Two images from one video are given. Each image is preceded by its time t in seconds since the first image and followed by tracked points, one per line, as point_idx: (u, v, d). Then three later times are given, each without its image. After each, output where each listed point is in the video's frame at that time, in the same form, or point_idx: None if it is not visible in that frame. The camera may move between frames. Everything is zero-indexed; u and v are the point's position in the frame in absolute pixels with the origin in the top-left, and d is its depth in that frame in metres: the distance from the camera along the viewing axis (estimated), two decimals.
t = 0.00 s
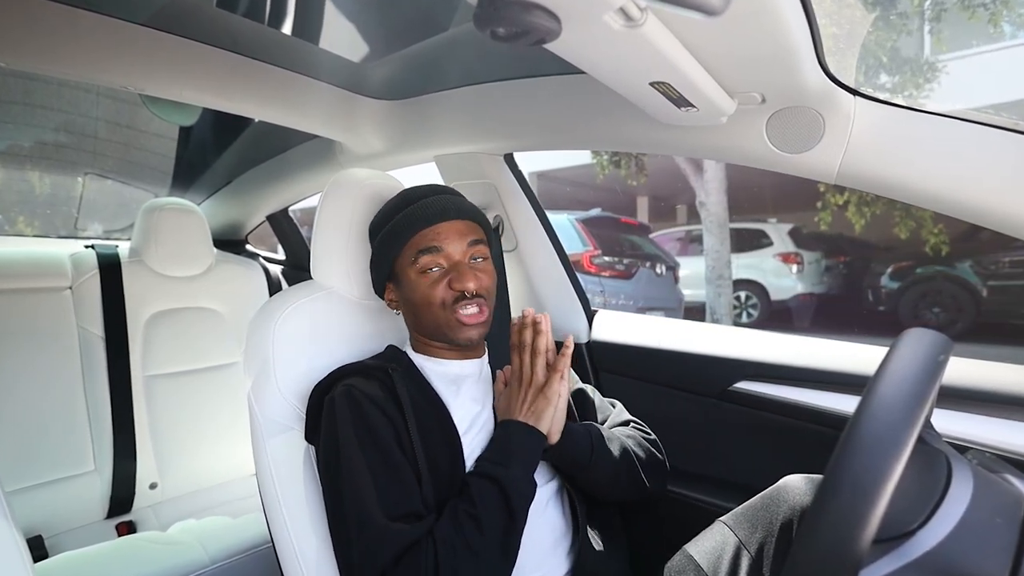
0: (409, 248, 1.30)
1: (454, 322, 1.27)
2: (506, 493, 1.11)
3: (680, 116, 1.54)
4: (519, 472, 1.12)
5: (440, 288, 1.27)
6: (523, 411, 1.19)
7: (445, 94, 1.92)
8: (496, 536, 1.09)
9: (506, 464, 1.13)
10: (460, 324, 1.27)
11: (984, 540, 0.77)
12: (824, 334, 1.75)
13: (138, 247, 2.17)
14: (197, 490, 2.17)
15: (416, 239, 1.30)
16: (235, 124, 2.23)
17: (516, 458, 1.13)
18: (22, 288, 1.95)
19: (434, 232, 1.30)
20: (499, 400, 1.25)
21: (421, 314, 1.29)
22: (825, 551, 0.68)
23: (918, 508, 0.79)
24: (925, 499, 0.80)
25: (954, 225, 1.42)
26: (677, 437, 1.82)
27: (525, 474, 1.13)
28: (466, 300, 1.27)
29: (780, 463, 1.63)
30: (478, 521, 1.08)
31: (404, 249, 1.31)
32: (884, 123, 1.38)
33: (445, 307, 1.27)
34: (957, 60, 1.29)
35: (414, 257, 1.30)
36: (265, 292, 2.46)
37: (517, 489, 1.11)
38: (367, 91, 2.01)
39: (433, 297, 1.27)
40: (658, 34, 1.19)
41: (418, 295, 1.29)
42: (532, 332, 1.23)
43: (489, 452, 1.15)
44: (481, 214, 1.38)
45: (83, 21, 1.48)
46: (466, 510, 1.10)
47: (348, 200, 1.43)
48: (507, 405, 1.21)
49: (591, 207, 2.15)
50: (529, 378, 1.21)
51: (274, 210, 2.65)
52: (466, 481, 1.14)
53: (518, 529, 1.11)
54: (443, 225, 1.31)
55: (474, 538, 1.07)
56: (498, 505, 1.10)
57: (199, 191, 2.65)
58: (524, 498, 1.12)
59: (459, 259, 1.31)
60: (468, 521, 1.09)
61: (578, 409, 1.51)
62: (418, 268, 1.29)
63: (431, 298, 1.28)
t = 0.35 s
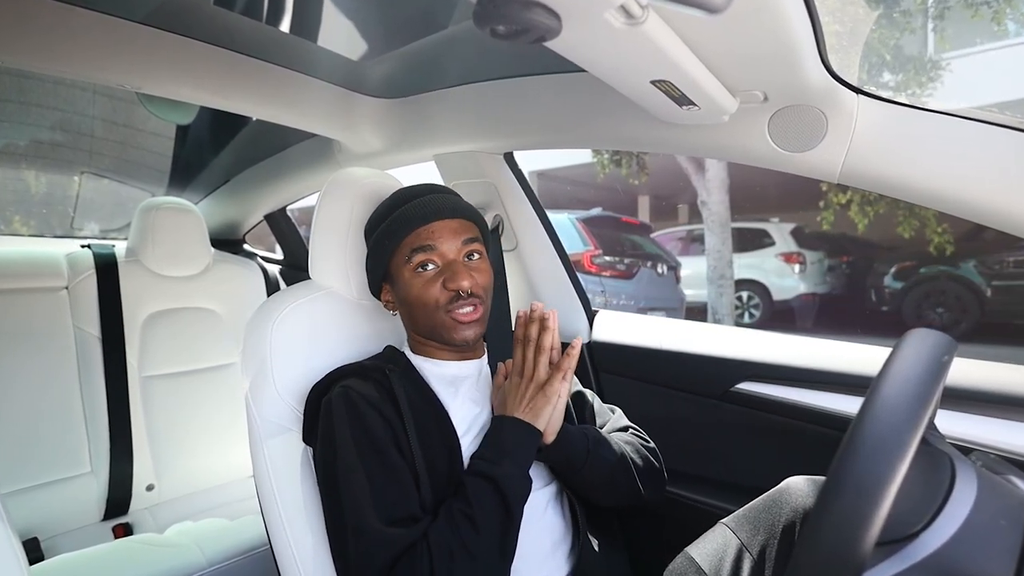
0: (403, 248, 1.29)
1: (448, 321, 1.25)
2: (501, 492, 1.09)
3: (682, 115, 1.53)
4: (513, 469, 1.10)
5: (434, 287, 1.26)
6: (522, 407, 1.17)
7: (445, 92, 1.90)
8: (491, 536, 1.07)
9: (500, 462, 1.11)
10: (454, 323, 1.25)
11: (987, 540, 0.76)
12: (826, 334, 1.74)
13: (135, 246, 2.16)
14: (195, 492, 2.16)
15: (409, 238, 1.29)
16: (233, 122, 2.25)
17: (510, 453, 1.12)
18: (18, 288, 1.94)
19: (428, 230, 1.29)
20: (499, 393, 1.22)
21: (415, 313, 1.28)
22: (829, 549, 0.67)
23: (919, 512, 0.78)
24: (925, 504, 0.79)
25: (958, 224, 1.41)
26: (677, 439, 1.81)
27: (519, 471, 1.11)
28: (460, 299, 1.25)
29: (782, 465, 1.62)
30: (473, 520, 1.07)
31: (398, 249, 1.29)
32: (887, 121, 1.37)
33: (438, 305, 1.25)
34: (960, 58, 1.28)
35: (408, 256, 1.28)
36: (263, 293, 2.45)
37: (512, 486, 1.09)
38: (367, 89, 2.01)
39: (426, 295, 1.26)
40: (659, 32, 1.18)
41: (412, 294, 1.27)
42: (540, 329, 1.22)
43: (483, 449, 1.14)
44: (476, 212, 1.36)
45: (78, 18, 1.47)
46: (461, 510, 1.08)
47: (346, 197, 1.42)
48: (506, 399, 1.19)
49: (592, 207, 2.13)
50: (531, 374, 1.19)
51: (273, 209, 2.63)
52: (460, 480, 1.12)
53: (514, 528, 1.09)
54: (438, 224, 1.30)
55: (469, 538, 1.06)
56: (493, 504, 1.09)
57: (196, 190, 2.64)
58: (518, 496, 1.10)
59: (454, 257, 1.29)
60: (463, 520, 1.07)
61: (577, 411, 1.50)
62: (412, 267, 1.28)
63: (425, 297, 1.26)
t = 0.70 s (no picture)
0: (405, 246, 1.28)
1: (449, 320, 1.25)
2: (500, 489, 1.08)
3: (684, 113, 1.52)
4: (521, 472, 1.08)
5: (436, 286, 1.25)
6: (533, 406, 1.14)
7: (443, 91, 1.88)
8: (496, 535, 1.06)
9: (512, 462, 1.09)
10: (455, 323, 1.25)
11: (989, 544, 0.76)
12: (829, 334, 1.73)
13: (131, 245, 2.14)
14: (192, 494, 2.15)
15: (411, 237, 1.28)
16: (229, 120, 2.28)
17: (521, 454, 1.10)
18: (13, 288, 1.93)
19: (431, 229, 1.28)
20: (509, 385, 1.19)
21: (416, 311, 1.27)
22: (831, 560, 0.67)
23: (924, 512, 0.77)
24: (930, 503, 0.78)
25: (962, 223, 1.40)
26: (678, 440, 1.80)
27: (525, 473, 1.09)
28: (461, 298, 1.25)
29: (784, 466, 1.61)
30: (476, 523, 1.05)
31: (400, 247, 1.28)
32: (890, 120, 1.36)
33: (440, 304, 1.24)
34: (963, 56, 1.27)
35: (410, 255, 1.27)
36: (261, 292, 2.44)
37: (518, 490, 1.07)
38: (364, 87, 1.98)
39: (428, 294, 1.25)
40: (661, 30, 1.16)
41: (414, 293, 1.26)
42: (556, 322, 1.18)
43: (489, 448, 1.12)
44: (478, 212, 1.36)
45: (74, 16, 1.45)
46: (466, 514, 1.06)
47: (344, 197, 1.41)
48: (515, 394, 1.17)
49: (592, 207, 2.13)
50: (544, 370, 1.16)
51: (271, 209, 2.61)
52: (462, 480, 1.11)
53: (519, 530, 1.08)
54: (440, 222, 1.29)
55: (471, 539, 1.04)
56: (499, 507, 1.07)
57: (193, 190, 2.62)
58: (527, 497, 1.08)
59: (455, 256, 1.28)
60: (465, 521, 1.06)
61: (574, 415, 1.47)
62: (413, 265, 1.26)
63: (427, 296, 1.25)
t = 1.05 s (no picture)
0: (412, 241, 1.26)
1: (453, 315, 1.23)
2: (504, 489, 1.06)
3: (684, 111, 1.50)
4: (526, 470, 1.07)
5: (443, 280, 1.23)
6: (535, 406, 1.10)
7: (443, 90, 1.87)
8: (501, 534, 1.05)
9: (513, 461, 1.07)
10: (459, 319, 1.23)
11: (993, 546, 0.74)
12: (831, 334, 1.72)
13: (128, 245, 2.13)
14: (190, 495, 2.14)
15: (419, 232, 1.27)
16: (226, 117, 2.27)
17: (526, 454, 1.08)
18: (9, 288, 1.91)
19: (438, 225, 1.27)
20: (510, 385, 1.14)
21: (420, 307, 1.25)
22: (833, 562, 0.65)
23: (926, 515, 0.75)
24: (933, 506, 0.77)
25: (966, 222, 1.39)
26: (679, 441, 1.79)
27: (531, 472, 1.07)
28: (467, 293, 1.23)
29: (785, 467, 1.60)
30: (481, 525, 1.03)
31: (406, 242, 1.27)
32: (893, 119, 1.34)
33: (445, 299, 1.23)
34: (968, 54, 1.26)
35: (416, 250, 1.26)
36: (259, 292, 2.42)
37: (524, 487, 1.06)
38: (364, 86, 1.97)
39: (434, 290, 1.23)
40: (662, 28, 1.15)
41: (419, 288, 1.25)
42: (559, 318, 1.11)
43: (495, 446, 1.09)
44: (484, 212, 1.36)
45: (69, 14, 1.44)
46: (473, 520, 1.04)
47: (342, 196, 1.40)
48: (519, 395, 1.12)
49: (593, 207, 2.12)
50: (547, 369, 1.10)
51: (268, 208, 2.60)
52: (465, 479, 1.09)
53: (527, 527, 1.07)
54: (447, 219, 1.28)
55: (477, 541, 1.03)
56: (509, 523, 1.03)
57: (190, 189, 2.61)
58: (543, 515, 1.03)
59: (462, 253, 1.28)
60: (469, 521, 1.05)
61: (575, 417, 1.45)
62: (420, 260, 1.25)
63: (433, 291, 1.23)
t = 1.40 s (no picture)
0: (421, 235, 1.25)
1: (461, 310, 1.22)
2: (507, 489, 1.05)
3: (686, 110, 1.49)
4: (521, 468, 1.07)
5: (452, 275, 1.22)
6: (528, 406, 1.11)
7: (443, 88, 1.86)
8: (501, 534, 1.04)
9: (505, 460, 1.07)
10: (468, 313, 1.22)
11: (996, 548, 0.72)
12: (832, 334, 1.71)
13: (125, 244, 2.12)
14: (187, 497, 2.12)
15: (427, 225, 1.26)
16: (223, 116, 2.25)
17: (518, 453, 1.08)
18: (5, 288, 1.90)
19: (446, 219, 1.27)
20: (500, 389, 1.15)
21: (428, 303, 1.24)
22: (837, 562, 0.63)
23: (930, 516, 0.74)
24: (937, 507, 0.75)
25: (970, 222, 1.37)
26: (679, 443, 1.78)
27: (526, 469, 1.07)
28: (477, 289, 1.22)
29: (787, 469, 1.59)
30: (480, 521, 1.03)
31: (415, 236, 1.26)
32: (896, 119, 1.33)
33: (454, 294, 1.22)
34: (971, 53, 1.25)
35: (425, 244, 1.25)
36: (257, 292, 2.41)
37: (520, 484, 1.06)
38: (363, 84, 1.96)
39: (442, 285, 1.22)
40: (664, 25, 1.14)
41: (425, 283, 1.23)
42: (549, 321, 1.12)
43: (487, 445, 1.10)
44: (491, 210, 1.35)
45: (64, 10, 1.43)
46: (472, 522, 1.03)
47: (340, 194, 1.39)
48: (510, 396, 1.13)
49: (594, 207, 2.13)
50: (539, 370, 1.12)
51: (266, 207, 2.59)
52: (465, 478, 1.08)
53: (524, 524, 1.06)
54: (455, 214, 1.28)
55: (477, 537, 1.02)
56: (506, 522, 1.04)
57: (188, 188, 2.59)
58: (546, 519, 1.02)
59: (470, 248, 1.27)
60: (469, 521, 1.03)
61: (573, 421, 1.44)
62: (428, 254, 1.24)
63: (441, 286, 1.22)
